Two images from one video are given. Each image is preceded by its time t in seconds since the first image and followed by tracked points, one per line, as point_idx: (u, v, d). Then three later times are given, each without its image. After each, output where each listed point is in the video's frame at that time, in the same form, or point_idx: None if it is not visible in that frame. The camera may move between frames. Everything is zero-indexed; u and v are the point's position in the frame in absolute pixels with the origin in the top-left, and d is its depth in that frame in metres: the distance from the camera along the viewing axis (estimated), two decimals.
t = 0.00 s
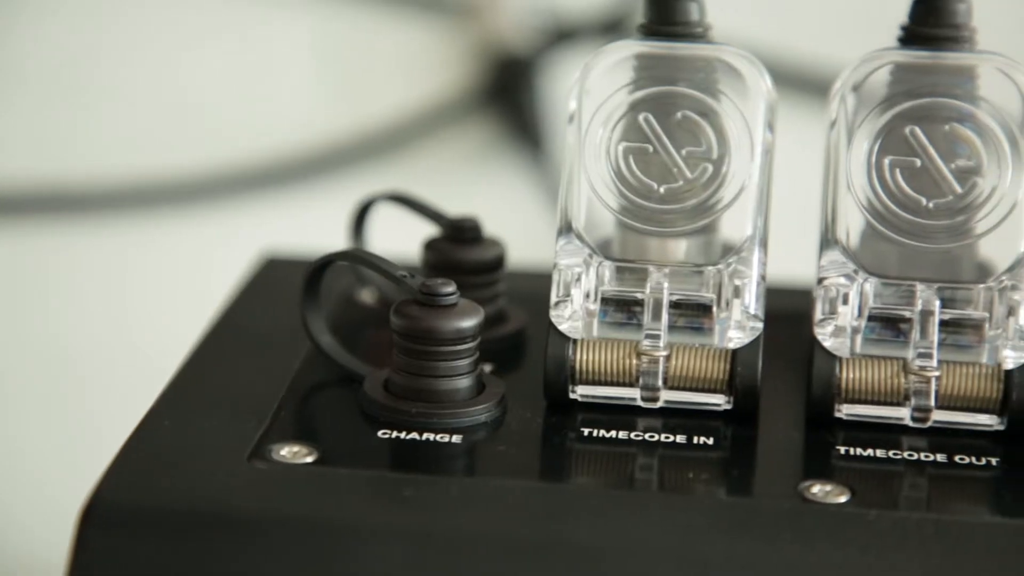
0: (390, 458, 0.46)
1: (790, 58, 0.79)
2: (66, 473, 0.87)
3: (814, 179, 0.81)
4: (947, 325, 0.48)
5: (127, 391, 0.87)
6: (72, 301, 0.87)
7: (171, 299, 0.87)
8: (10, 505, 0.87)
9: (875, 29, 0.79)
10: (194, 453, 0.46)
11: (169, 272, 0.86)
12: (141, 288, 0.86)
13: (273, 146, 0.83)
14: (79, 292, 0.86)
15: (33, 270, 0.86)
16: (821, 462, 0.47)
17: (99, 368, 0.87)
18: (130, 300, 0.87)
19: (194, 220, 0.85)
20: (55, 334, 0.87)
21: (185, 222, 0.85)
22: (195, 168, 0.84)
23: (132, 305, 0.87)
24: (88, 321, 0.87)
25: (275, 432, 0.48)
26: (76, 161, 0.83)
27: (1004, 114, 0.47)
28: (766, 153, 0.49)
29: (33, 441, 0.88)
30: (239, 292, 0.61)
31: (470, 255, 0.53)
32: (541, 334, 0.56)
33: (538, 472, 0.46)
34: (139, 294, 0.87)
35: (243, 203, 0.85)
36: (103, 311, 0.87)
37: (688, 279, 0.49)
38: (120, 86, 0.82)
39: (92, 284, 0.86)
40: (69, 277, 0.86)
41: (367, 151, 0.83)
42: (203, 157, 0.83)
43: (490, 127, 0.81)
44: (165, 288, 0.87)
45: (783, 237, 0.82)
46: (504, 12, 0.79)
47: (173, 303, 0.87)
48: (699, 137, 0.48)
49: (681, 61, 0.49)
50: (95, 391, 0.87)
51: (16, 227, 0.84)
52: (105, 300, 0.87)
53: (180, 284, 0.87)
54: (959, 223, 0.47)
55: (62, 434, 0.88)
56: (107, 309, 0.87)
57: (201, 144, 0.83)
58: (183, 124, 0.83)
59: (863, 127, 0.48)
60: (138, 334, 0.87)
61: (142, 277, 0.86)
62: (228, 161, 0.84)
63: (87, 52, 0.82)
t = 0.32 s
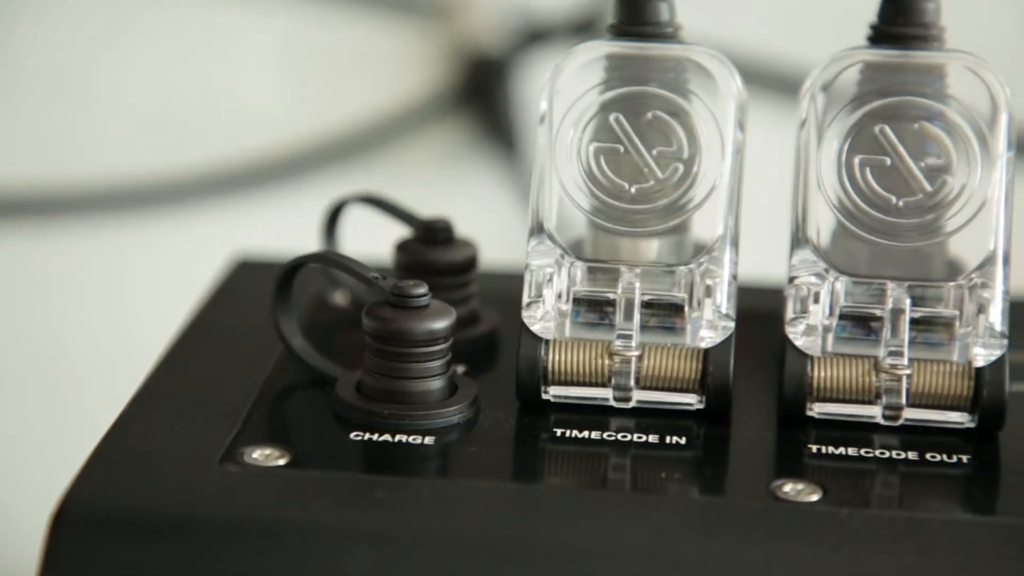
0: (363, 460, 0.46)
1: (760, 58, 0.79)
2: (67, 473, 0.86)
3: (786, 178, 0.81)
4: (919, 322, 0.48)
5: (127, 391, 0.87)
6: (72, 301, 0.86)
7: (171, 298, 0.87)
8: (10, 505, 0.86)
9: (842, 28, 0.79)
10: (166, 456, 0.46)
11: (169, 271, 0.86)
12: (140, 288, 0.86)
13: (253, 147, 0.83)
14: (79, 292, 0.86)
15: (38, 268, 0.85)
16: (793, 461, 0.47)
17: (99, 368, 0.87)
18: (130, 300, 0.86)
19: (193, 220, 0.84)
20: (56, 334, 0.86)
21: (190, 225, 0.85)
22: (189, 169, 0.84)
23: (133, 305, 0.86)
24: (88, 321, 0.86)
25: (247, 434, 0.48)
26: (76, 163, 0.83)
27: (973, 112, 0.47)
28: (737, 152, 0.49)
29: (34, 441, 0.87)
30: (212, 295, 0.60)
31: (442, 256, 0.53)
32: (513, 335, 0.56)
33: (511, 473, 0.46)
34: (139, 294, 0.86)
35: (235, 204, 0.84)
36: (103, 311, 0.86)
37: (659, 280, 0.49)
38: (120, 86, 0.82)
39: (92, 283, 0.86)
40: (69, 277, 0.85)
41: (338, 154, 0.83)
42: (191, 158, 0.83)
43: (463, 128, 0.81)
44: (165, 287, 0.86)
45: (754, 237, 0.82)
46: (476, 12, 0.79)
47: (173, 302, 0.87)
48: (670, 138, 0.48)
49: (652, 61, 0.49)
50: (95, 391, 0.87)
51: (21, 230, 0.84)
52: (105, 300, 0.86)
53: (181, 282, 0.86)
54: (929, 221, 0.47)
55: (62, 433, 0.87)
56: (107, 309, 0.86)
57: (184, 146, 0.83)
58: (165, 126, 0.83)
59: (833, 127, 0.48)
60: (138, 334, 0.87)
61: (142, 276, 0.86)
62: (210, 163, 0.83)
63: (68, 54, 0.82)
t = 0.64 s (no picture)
0: (336, 462, 0.46)
1: (737, 57, 0.79)
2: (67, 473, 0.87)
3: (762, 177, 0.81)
4: (890, 320, 0.48)
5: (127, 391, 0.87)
6: (72, 300, 0.86)
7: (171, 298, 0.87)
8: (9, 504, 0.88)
9: (813, 26, 0.79)
10: (140, 460, 0.46)
11: (169, 271, 0.86)
12: (141, 286, 0.86)
13: (234, 148, 0.83)
14: (78, 291, 0.86)
15: (39, 269, 0.85)
16: (767, 460, 0.47)
17: (99, 368, 0.87)
18: (130, 299, 0.86)
19: (192, 220, 0.84)
20: (55, 335, 0.87)
21: (190, 228, 0.85)
22: (177, 169, 0.83)
23: (132, 305, 0.87)
24: (88, 321, 0.87)
25: (221, 437, 0.48)
26: (77, 165, 0.83)
27: (944, 111, 0.47)
28: (709, 152, 0.49)
29: (38, 440, 0.87)
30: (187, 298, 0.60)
31: (416, 258, 0.53)
32: (487, 335, 0.56)
33: (485, 474, 0.46)
34: (138, 294, 0.86)
35: (223, 206, 0.84)
36: (103, 311, 0.87)
37: (633, 279, 0.49)
38: (122, 85, 0.82)
39: (91, 283, 0.86)
40: (69, 277, 0.86)
41: (310, 154, 0.83)
42: (175, 159, 0.83)
43: (438, 128, 0.81)
44: (165, 286, 0.86)
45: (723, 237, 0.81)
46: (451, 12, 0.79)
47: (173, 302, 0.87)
48: (642, 138, 0.48)
49: (623, 62, 0.49)
50: (94, 392, 0.87)
51: (25, 233, 0.84)
52: (105, 300, 0.86)
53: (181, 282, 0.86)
54: (901, 219, 0.48)
55: (62, 433, 0.87)
56: (107, 309, 0.87)
57: (166, 147, 0.83)
58: (146, 128, 0.83)
59: (804, 126, 0.48)
60: (138, 334, 0.87)
61: (142, 276, 0.86)
62: (193, 165, 0.83)
63: (49, 56, 0.81)
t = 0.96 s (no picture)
0: (310, 463, 0.46)
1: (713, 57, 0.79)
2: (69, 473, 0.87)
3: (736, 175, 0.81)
4: (863, 318, 0.48)
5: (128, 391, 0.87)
6: (72, 300, 0.87)
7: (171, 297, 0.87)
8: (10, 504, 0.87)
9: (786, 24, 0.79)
10: (115, 462, 0.46)
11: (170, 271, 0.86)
12: (140, 285, 0.86)
13: (214, 150, 0.83)
14: (78, 292, 0.87)
15: (39, 269, 0.86)
16: (742, 458, 0.47)
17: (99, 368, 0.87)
18: (130, 298, 0.87)
19: (185, 220, 0.84)
20: (55, 334, 0.87)
21: (181, 229, 0.85)
22: (162, 170, 0.83)
23: (132, 304, 0.87)
24: (88, 321, 0.87)
25: (195, 439, 0.48)
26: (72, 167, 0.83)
27: (915, 108, 0.48)
28: (682, 150, 0.49)
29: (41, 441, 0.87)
30: (161, 300, 0.60)
31: (390, 258, 0.53)
32: (462, 336, 0.56)
33: (460, 474, 0.46)
34: (140, 291, 0.87)
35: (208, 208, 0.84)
36: (104, 311, 0.87)
37: (607, 279, 0.49)
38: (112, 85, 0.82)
39: (91, 283, 0.86)
40: (69, 277, 0.86)
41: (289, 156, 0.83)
42: (157, 160, 0.83)
43: (414, 130, 0.81)
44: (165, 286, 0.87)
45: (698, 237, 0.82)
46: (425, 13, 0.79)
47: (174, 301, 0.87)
48: (615, 137, 0.48)
49: (596, 61, 0.49)
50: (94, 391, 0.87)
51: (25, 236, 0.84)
52: (105, 299, 0.87)
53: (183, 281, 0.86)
54: (873, 217, 0.48)
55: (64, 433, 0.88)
56: (107, 309, 0.87)
57: (147, 149, 0.83)
58: (127, 130, 0.83)
59: (776, 123, 0.48)
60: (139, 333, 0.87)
61: (142, 276, 0.86)
62: (175, 167, 0.83)
63: (31, 58, 0.81)
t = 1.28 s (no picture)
0: (285, 465, 0.46)
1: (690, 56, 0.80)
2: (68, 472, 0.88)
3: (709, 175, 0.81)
4: (837, 316, 0.48)
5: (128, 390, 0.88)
6: (72, 300, 0.87)
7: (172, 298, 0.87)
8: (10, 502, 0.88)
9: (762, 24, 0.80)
10: (90, 465, 0.46)
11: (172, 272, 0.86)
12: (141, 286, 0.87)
13: (195, 152, 0.83)
14: (79, 291, 0.87)
15: (40, 269, 0.86)
16: (716, 457, 0.47)
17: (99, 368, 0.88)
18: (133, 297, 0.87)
19: (183, 221, 0.84)
20: (55, 330, 0.88)
21: (171, 230, 0.85)
22: (149, 172, 0.84)
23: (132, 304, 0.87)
24: (88, 320, 0.88)
25: (170, 442, 0.48)
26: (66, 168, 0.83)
27: (887, 107, 0.48)
28: (655, 150, 0.49)
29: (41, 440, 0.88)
30: (136, 302, 0.60)
31: (365, 260, 0.53)
32: (437, 337, 0.56)
33: (435, 475, 0.46)
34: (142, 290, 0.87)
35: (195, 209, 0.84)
36: (103, 310, 0.88)
37: (581, 279, 0.49)
38: (96, 87, 0.82)
39: (90, 283, 0.87)
40: (69, 277, 0.86)
41: (267, 157, 0.82)
42: (148, 161, 0.83)
43: (391, 131, 0.81)
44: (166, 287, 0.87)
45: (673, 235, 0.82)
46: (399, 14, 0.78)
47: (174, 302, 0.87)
48: (588, 137, 0.48)
49: (569, 61, 0.49)
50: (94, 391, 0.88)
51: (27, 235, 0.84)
52: (105, 299, 0.87)
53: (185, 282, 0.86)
54: (846, 215, 0.48)
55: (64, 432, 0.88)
56: (107, 308, 0.87)
57: (131, 151, 0.83)
58: (112, 133, 0.83)
59: (749, 122, 0.48)
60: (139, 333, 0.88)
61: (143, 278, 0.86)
62: (158, 169, 0.83)
63: (26, 59, 0.81)
